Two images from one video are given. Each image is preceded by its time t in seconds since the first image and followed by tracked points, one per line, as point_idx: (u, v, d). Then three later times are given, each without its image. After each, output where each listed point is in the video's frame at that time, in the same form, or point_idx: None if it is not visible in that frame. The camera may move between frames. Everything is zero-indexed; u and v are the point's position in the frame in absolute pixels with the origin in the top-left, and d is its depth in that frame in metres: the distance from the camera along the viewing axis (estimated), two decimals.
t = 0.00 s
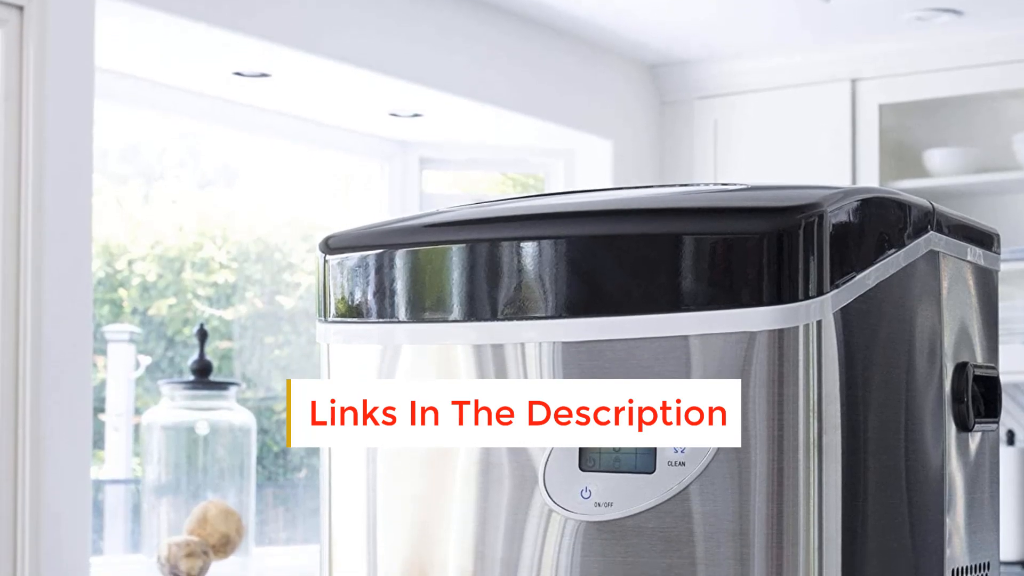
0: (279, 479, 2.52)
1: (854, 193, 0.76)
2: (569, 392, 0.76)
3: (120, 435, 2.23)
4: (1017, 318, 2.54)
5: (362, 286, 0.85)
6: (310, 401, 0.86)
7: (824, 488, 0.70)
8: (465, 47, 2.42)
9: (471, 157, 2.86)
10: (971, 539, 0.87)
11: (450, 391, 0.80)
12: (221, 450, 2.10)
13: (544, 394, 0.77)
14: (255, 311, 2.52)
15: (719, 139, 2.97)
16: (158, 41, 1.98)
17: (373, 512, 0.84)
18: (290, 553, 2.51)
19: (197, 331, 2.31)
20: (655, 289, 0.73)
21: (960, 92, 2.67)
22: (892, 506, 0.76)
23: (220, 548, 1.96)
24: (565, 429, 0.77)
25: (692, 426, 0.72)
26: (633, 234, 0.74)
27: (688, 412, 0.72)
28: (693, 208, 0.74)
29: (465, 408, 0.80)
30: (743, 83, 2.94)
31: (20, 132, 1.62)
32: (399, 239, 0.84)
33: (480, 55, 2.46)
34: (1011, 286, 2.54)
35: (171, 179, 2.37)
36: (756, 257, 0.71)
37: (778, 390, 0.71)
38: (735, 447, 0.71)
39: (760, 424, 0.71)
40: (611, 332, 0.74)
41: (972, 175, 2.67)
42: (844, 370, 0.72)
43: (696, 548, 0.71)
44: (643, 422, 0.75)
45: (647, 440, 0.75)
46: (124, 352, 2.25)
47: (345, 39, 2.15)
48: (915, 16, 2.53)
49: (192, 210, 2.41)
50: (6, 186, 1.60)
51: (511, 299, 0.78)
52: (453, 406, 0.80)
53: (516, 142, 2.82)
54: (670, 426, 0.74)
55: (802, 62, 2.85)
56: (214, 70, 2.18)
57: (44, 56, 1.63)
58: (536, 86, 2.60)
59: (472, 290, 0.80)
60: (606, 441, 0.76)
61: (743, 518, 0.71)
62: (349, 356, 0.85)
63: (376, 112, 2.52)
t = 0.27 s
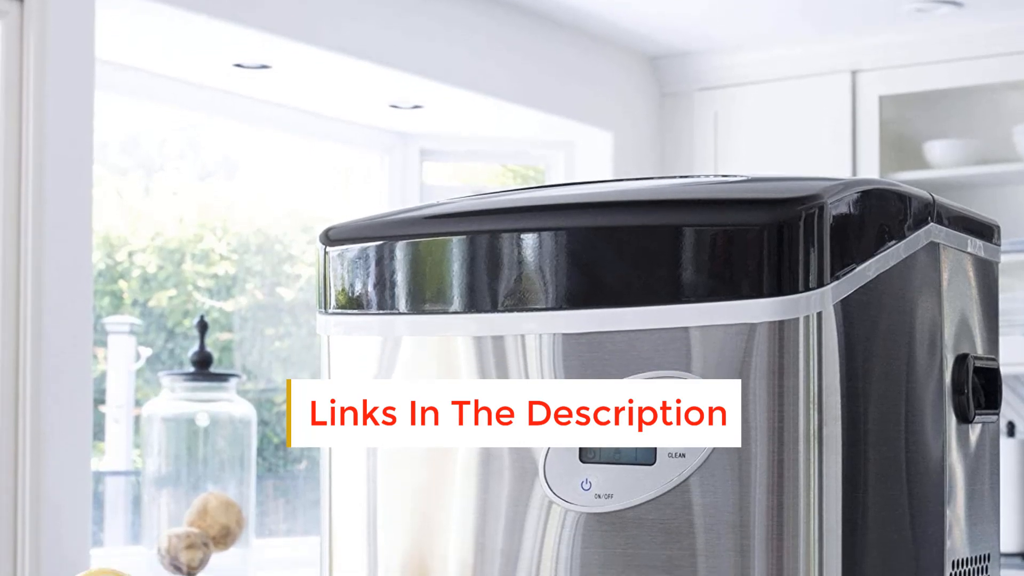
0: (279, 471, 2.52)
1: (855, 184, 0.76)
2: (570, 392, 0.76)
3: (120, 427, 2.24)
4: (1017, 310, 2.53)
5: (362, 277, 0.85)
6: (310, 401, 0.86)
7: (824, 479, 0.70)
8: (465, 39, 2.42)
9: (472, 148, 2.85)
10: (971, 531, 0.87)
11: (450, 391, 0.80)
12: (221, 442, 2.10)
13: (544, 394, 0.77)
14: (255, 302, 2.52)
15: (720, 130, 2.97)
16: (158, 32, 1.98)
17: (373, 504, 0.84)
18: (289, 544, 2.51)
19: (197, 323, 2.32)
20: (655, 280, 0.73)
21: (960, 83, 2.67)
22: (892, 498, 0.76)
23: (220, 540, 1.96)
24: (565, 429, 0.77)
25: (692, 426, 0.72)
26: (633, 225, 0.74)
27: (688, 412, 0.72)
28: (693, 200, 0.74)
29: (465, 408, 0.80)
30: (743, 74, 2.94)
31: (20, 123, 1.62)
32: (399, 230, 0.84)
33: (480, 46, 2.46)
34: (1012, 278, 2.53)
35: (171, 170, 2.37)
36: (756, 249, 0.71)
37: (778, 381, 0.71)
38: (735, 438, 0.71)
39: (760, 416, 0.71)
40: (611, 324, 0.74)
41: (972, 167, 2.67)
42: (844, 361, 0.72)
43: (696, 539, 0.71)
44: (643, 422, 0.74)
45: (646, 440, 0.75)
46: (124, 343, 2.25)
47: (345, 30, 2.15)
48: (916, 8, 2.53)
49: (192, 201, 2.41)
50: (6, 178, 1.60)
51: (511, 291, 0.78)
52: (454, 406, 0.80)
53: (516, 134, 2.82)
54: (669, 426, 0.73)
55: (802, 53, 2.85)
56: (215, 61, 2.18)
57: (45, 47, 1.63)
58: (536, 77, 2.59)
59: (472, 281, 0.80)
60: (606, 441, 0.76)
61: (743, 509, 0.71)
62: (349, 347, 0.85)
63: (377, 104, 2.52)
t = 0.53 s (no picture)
0: (280, 463, 2.52)
1: (855, 176, 0.76)
2: (570, 392, 0.76)
3: (120, 418, 2.23)
4: (1017, 301, 2.53)
5: (363, 268, 0.85)
6: (310, 401, 0.86)
7: (824, 471, 0.70)
8: (465, 30, 2.41)
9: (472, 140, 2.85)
10: (971, 523, 0.87)
11: (450, 391, 0.80)
12: (221, 433, 2.11)
13: (544, 394, 0.77)
14: (255, 294, 2.52)
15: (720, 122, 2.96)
16: (158, 24, 1.97)
17: (373, 494, 0.84)
18: (290, 536, 2.52)
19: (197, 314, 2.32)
20: (655, 272, 0.73)
21: (960, 74, 2.66)
22: (892, 489, 0.76)
23: (221, 531, 1.97)
24: (565, 429, 0.77)
25: (692, 426, 0.72)
26: (633, 217, 0.74)
27: (688, 412, 0.72)
28: (693, 191, 0.74)
29: (466, 408, 0.80)
30: (743, 66, 2.93)
31: (20, 115, 1.62)
32: (399, 222, 0.84)
33: (481, 37, 2.45)
34: (1012, 269, 2.53)
35: (171, 162, 2.37)
36: (756, 240, 0.71)
37: (779, 372, 0.71)
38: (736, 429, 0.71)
39: (760, 407, 0.71)
40: (611, 315, 0.74)
41: (972, 158, 2.65)
42: (844, 353, 0.72)
43: (697, 530, 0.71)
44: (643, 422, 0.75)
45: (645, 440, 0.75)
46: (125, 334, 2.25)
47: (345, 21, 2.14)
48: None
49: (192, 193, 2.41)
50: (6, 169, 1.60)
51: (511, 282, 0.78)
52: (454, 406, 0.80)
53: (517, 125, 2.82)
54: (669, 426, 0.74)
55: (803, 44, 2.84)
56: (215, 52, 2.17)
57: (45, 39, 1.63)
58: (537, 69, 2.59)
59: (472, 273, 0.80)
60: (605, 441, 0.76)
61: (744, 500, 0.71)
62: (350, 339, 0.85)
63: (377, 95, 2.51)
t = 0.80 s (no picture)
0: (280, 453, 2.52)
1: (856, 166, 0.76)
2: (570, 392, 0.76)
3: (121, 410, 2.24)
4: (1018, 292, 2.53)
5: (363, 259, 0.85)
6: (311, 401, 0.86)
7: (825, 462, 0.70)
8: (466, 21, 2.41)
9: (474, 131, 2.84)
10: (972, 513, 0.87)
11: (450, 392, 0.80)
12: (222, 424, 2.11)
13: (544, 394, 0.76)
14: (255, 284, 2.52)
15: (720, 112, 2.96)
16: (159, 14, 1.97)
17: (374, 484, 0.84)
18: (290, 526, 2.52)
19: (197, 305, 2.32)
20: (655, 262, 0.73)
21: (960, 65, 2.66)
22: (893, 480, 0.76)
23: (221, 522, 1.97)
24: (565, 429, 0.76)
25: (692, 426, 0.72)
26: (633, 208, 0.74)
27: (688, 412, 0.72)
28: (694, 182, 0.74)
29: (466, 408, 0.80)
30: (743, 56, 2.93)
31: (21, 106, 1.61)
32: (399, 212, 0.84)
33: (481, 28, 2.45)
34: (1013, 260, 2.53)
35: (171, 152, 2.37)
36: (757, 231, 0.71)
37: (779, 363, 0.70)
38: (736, 419, 0.71)
39: (761, 398, 0.71)
40: (611, 306, 0.74)
41: (971, 150, 2.65)
42: (845, 344, 0.72)
43: (698, 520, 0.71)
44: (643, 422, 0.75)
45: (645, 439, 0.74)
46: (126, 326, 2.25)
47: (346, 12, 2.14)
48: None
49: (193, 184, 2.41)
50: (7, 159, 1.59)
51: (512, 273, 0.78)
52: (454, 406, 0.80)
53: (517, 116, 2.81)
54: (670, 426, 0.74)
55: (803, 35, 2.83)
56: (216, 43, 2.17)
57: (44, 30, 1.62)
58: (537, 59, 2.58)
59: (473, 264, 0.79)
60: (604, 440, 0.76)
61: (744, 491, 0.71)
62: (350, 330, 0.85)
63: (377, 86, 2.51)
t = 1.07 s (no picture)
0: (281, 444, 2.53)
1: (856, 157, 0.76)
2: (573, 390, 0.76)
3: (121, 400, 2.24)
4: (1018, 283, 2.53)
5: (364, 249, 0.85)
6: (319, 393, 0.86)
7: (825, 452, 0.70)
8: (466, 11, 2.41)
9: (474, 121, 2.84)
10: (972, 503, 0.87)
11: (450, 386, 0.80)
12: (223, 414, 2.11)
13: (551, 391, 0.76)
14: (256, 275, 2.52)
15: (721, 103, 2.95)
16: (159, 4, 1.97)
17: (374, 474, 0.83)
18: (291, 516, 2.52)
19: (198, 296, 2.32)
20: (656, 253, 0.73)
21: (960, 56, 2.66)
22: (893, 470, 0.76)
23: (222, 512, 1.97)
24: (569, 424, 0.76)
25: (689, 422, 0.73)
26: (634, 198, 0.74)
27: (686, 408, 0.73)
28: (694, 172, 0.74)
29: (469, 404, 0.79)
30: (744, 47, 2.92)
31: (21, 97, 1.61)
32: (399, 203, 0.84)
33: (482, 19, 2.44)
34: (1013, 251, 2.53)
35: (172, 143, 2.37)
36: (757, 222, 0.71)
37: (779, 353, 0.70)
38: (736, 409, 0.71)
39: (761, 388, 0.71)
40: (612, 296, 0.74)
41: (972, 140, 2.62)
42: (845, 334, 0.72)
43: (698, 510, 0.71)
44: (643, 418, 0.74)
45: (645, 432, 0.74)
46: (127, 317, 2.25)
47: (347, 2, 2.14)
48: None
49: (193, 174, 2.41)
50: (7, 149, 1.59)
51: (512, 264, 0.78)
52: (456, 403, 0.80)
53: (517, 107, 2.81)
54: (667, 422, 0.74)
55: (804, 25, 2.83)
56: (216, 33, 2.17)
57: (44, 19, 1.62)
58: (538, 50, 2.58)
59: (473, 254, 0.79)
60: (609, 435, 0.75)
61: (745, 482, 0.71)
62: (351, 320, 0.85)
63: (378, 76, 2.51)
